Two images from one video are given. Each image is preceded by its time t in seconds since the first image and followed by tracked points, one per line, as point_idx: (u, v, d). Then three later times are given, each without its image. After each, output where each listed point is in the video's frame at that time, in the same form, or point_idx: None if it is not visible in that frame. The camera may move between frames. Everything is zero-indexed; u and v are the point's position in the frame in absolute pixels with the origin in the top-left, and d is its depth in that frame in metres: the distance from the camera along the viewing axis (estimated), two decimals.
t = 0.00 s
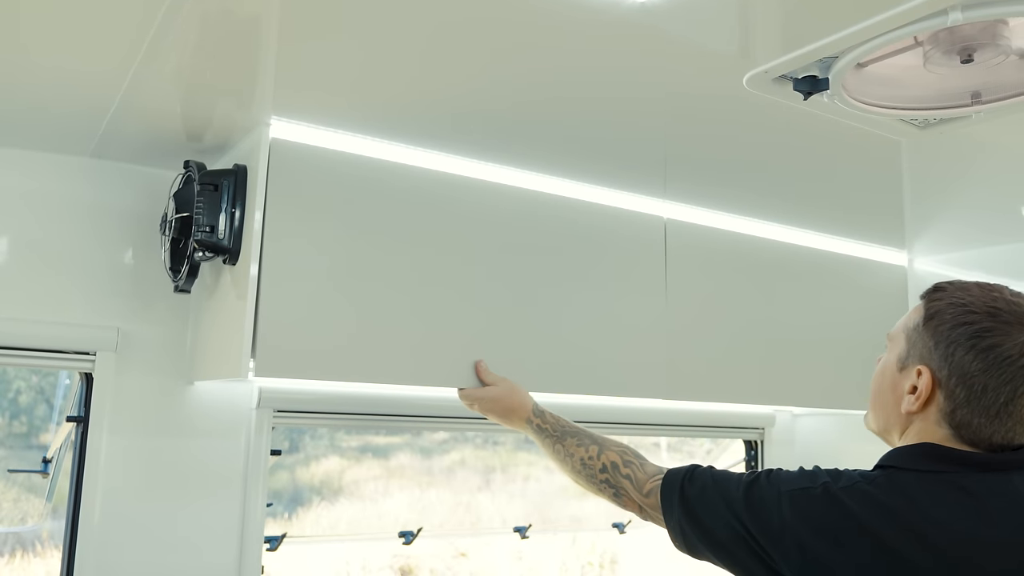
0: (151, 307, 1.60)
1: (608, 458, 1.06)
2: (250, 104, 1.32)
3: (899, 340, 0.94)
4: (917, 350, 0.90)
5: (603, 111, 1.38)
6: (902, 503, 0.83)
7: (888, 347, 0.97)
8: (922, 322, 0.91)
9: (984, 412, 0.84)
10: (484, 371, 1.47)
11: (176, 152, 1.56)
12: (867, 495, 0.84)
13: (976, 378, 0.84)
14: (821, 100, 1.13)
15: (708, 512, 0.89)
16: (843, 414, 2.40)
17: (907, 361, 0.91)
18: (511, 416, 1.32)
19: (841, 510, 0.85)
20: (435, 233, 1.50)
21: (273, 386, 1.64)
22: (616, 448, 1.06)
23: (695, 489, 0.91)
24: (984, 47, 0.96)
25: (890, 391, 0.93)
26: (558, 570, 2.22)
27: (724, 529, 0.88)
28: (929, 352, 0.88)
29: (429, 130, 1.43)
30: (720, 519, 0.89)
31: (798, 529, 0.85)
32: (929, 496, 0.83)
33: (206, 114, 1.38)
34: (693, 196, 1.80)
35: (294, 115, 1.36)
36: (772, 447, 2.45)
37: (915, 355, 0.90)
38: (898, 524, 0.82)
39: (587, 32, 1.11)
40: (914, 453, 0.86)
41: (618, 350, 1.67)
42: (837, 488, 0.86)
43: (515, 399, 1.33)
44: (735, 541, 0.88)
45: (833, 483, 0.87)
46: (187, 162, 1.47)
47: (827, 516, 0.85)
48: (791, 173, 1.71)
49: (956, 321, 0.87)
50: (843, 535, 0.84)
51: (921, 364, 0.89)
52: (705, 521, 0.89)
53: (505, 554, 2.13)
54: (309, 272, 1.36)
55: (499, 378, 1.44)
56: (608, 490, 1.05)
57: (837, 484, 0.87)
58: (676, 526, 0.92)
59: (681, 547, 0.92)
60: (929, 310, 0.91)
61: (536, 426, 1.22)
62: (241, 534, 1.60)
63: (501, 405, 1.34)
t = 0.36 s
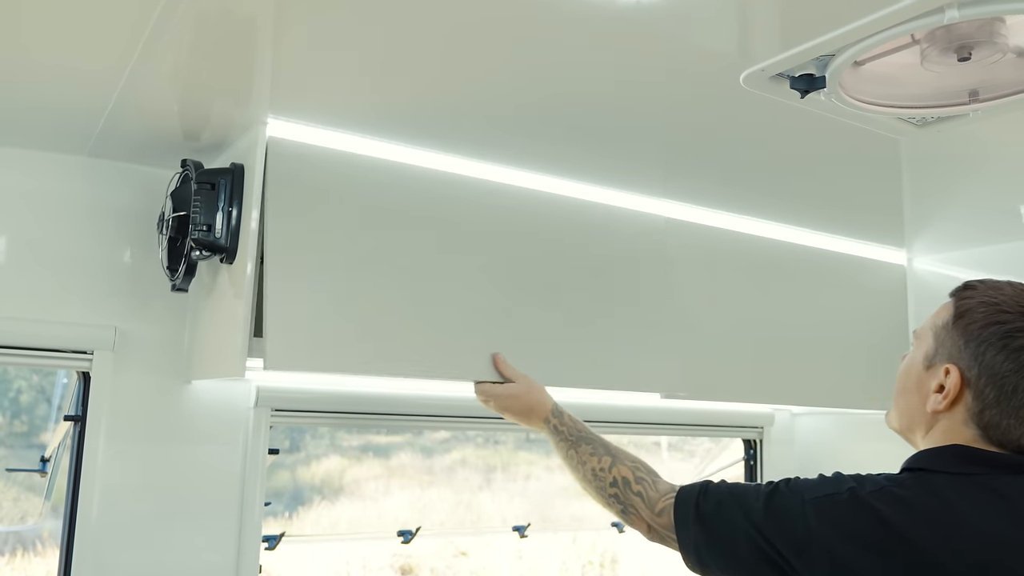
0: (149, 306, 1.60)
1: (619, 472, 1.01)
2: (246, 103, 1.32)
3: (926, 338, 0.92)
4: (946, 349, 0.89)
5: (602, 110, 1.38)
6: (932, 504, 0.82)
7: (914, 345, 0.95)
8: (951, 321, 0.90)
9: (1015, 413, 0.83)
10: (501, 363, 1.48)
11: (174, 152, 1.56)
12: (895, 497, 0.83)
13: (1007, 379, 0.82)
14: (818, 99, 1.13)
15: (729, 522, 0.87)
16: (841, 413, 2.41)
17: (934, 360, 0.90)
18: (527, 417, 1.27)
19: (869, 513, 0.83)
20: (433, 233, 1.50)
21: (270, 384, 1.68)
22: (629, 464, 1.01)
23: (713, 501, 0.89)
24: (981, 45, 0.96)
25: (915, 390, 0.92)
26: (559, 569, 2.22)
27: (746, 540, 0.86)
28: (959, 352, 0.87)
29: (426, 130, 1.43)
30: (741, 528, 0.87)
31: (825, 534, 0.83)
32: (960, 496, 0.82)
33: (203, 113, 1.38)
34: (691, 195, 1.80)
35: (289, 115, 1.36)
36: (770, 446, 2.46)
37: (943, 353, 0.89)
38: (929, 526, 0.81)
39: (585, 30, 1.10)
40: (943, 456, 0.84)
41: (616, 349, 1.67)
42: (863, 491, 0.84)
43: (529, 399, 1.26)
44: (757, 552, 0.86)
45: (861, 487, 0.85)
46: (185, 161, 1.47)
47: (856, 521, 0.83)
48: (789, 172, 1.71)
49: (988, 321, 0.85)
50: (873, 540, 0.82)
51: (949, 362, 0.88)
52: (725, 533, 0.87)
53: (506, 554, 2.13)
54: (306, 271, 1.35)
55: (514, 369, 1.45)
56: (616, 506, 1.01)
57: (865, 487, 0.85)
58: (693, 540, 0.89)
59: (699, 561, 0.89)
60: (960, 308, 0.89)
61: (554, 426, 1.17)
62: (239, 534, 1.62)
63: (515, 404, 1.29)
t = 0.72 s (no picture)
0: (146, 306, 1.60)
1: (642, 477, 0.98)
2: (242, 102, 1.32)
3: (951, 338, 0.96)
4: (972, 348, 0.92)
5: (598, 108, 1.38)
6: (974, 506, 0.84)
7: (936, 346, 0.99)
8: (976, 320, 0.94)
9: None
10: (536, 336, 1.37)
11: (170, 151, 1.56)
12: (936, 500, 0.85)
13: None
14: (813, 98, 1.12)
15: (764, 531, 0.87)
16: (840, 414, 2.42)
17: (960, 360, 0.94)
18: (559, 397, 1.15)
19: (912, 516, 0.84)
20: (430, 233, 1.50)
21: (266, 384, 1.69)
22: (653, 469, 0.98)
23: (740, 510, 0.89)
24: (977, 44, 0.96)
25: (939, 390, 0.95)
26: (559, 569, 2.22)
27: (777, 548, 0.86)
28: (986, 351, 0.91)
29: (422, 129, 1.43)
30: (779, 536, 0.86)
31: (867, 539, 0.84)
32: (1000, 499, 0.84)
33: (200, 112, 1.38)
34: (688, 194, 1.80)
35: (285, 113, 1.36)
36: (769, 445, 2.47)
37: (969, 351, 0.93)
38: (973, 528, 0.83)
39: (581, 28, 1.10)
40: (977, 455, 0.87)
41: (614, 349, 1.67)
42: (903, 494, 0.86)
43: (559, 377, 1.15)
44: (791, 561, 0.86)
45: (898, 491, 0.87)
46: (182, 160, 1.47)
47: (900, 525, 0.84)
48: (786, 172, 1.71)
49: (1016, 320, 0.89)
50: (918, 543, 0.83)
51: (976, 361, 0.92)
52: (759, 542, 0.87)
53: (505, 553, 2.12)
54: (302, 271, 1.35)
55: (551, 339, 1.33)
56: (631, 510, 0.98)
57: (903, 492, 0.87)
58: (718, 552, 0.88)
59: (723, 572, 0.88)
60: (985, 308, 0.94)
61: (584, 411, 1.09)
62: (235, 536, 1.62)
63: (545, 382, 1.17)
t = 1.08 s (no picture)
0: (143, 305, 1.60)
1: (688, 448, 0.94)
2: (238, 99, 1.32)
3: (980, 338, 0.96)
4: (1004, 347, 0.92)
5: (595, 106, 1.38)
6: None
7: (963, 346, 0.98)
8: (1005, 319, 0.94)
9: None
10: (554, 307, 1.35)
11: (166, 149, 1.55)
12: (994, 494, 0.84)
13: None
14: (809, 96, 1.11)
15: (813, 512, 0.84)
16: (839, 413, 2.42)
17: (991, 359, 0.93)
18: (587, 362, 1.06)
19: (969, 509, 0.83)
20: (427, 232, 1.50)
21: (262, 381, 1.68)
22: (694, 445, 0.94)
23: (787, 489, 0.86)
24: (973, 43, 0.95)
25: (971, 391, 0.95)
26: (560, 567, 2.21)
27: (831, 531, 0.84)
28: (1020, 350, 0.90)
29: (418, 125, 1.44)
30: (834, 518, 0.84)
31: (922, 527, 0.82)
32: None
33: (196, 111, 1.37)
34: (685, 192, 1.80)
35: (282, 108, 1.37)
36: (768, 445, 2.47)
37: (1001, 350, 0.92)
38: None
39: (575, 24, 1.10)
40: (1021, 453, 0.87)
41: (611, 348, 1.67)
42: (959, 486, 0.85)
43: (591, 339, 1.06)
44: (838, 545, 0.84)
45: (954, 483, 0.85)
46: (178, 159, 1.47)
47: (950, 515, 0.83)
48: (784, 172, 1.71)
49: None
50: (972, 536, 0.82)
51: (1009, 360, 0.91)
52: (809, 524, 0.84)
53: (506, 552, 2.12)
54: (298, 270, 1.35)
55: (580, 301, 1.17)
56: (663, 482, 0.93)
57: (959, 484, 0.85)
58: (763, 529, 0.85)
59: (766, 551, 0.85)
60: (1014, 306, 0.93)
61: (617, 375, 1.03)
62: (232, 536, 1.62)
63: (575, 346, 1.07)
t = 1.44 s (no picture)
0: (140, 306, 1.60)
1: (733, 437, 0.83)
2: (233, 98, 1.32)
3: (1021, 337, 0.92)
4: None
5: (591, 104, 1.38)
6: None
7: (1001, 348, 0.94)
8: None
9: None
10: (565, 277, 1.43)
11: (161, 149, 1.55)
12: None
13: None
14: (804, 95, 1.12)
15: (875, 507, 0.78)
16: (838, 413, 2.41)
17: None
18: (617, 353, 0.91)
19: None
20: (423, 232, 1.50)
21: (257, 381, 1.67)
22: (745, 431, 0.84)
23: (848, 483, 0.79)
24: (967, 42, 0.95)
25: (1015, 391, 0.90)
26: (560, 567, 2.22)
27: (890, 525, 0.78)
28: None
29: (414, 122, 1.44)
30: (894, 513, 0.78)
31: (988, 523, 0.76)
32: None
33: (192, 110, 1.37)
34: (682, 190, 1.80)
35: (279, 105, 1.37)
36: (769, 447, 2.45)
37: None
38: None
39: (569, 22, 1.09)
40: None
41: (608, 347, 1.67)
42: None
43: (622, 326, 0.90)
44: (899, 539, 0.78)
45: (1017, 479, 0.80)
46: (173, 158, 1.47)
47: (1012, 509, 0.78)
48: (782, 172, 1.71)
49: None
50: None
51: None
52: (869, 516, 0.78)
53: (505, 552, 2.13)
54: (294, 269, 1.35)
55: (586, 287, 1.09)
56: (715, 474, 0.82)
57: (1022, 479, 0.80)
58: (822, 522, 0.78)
59: (828, 549, 0.78)
60: None
61: (654, 364, 0.88)
62: (228, 537, 1.62)
63: (602, 335, 0.91)
